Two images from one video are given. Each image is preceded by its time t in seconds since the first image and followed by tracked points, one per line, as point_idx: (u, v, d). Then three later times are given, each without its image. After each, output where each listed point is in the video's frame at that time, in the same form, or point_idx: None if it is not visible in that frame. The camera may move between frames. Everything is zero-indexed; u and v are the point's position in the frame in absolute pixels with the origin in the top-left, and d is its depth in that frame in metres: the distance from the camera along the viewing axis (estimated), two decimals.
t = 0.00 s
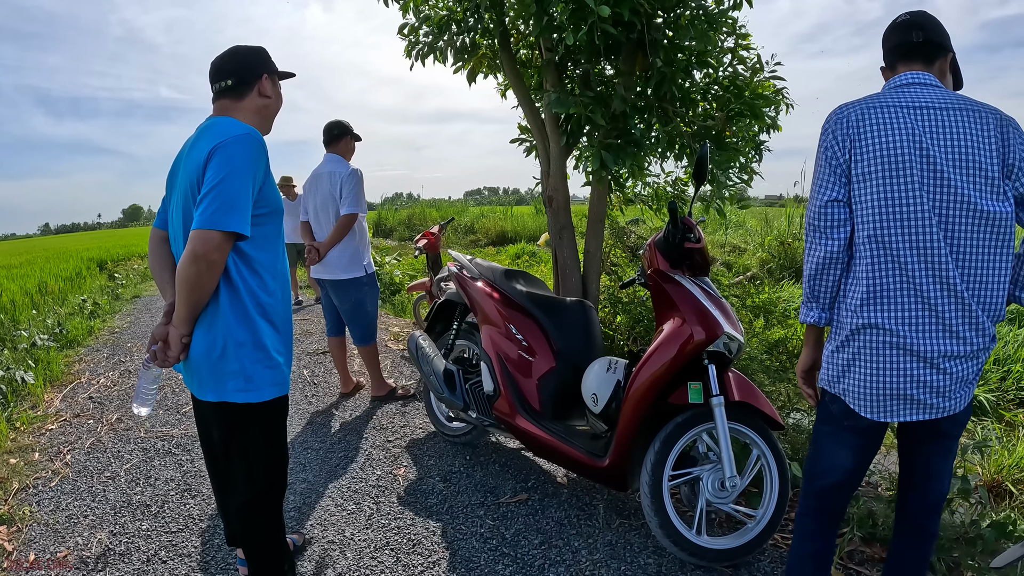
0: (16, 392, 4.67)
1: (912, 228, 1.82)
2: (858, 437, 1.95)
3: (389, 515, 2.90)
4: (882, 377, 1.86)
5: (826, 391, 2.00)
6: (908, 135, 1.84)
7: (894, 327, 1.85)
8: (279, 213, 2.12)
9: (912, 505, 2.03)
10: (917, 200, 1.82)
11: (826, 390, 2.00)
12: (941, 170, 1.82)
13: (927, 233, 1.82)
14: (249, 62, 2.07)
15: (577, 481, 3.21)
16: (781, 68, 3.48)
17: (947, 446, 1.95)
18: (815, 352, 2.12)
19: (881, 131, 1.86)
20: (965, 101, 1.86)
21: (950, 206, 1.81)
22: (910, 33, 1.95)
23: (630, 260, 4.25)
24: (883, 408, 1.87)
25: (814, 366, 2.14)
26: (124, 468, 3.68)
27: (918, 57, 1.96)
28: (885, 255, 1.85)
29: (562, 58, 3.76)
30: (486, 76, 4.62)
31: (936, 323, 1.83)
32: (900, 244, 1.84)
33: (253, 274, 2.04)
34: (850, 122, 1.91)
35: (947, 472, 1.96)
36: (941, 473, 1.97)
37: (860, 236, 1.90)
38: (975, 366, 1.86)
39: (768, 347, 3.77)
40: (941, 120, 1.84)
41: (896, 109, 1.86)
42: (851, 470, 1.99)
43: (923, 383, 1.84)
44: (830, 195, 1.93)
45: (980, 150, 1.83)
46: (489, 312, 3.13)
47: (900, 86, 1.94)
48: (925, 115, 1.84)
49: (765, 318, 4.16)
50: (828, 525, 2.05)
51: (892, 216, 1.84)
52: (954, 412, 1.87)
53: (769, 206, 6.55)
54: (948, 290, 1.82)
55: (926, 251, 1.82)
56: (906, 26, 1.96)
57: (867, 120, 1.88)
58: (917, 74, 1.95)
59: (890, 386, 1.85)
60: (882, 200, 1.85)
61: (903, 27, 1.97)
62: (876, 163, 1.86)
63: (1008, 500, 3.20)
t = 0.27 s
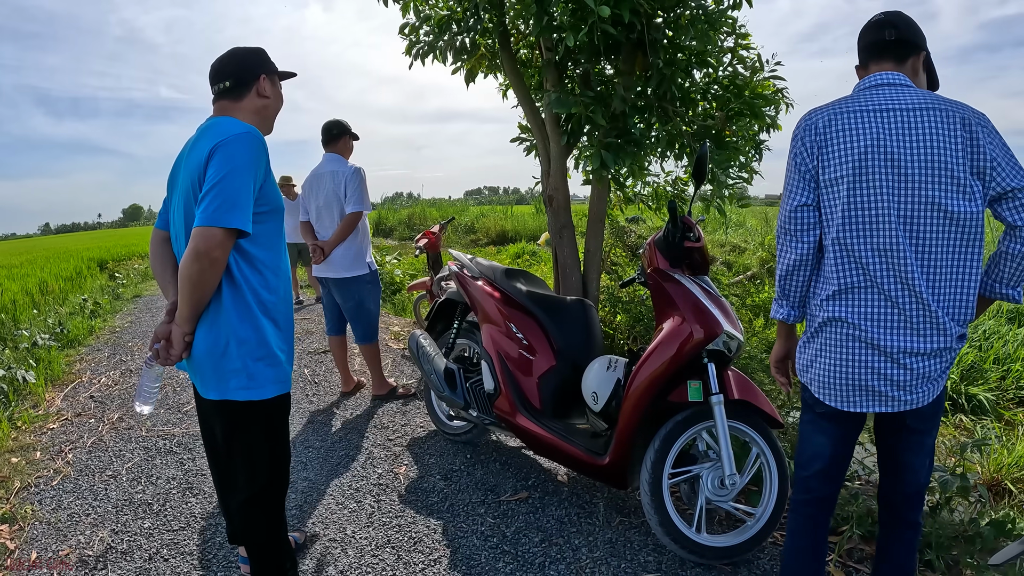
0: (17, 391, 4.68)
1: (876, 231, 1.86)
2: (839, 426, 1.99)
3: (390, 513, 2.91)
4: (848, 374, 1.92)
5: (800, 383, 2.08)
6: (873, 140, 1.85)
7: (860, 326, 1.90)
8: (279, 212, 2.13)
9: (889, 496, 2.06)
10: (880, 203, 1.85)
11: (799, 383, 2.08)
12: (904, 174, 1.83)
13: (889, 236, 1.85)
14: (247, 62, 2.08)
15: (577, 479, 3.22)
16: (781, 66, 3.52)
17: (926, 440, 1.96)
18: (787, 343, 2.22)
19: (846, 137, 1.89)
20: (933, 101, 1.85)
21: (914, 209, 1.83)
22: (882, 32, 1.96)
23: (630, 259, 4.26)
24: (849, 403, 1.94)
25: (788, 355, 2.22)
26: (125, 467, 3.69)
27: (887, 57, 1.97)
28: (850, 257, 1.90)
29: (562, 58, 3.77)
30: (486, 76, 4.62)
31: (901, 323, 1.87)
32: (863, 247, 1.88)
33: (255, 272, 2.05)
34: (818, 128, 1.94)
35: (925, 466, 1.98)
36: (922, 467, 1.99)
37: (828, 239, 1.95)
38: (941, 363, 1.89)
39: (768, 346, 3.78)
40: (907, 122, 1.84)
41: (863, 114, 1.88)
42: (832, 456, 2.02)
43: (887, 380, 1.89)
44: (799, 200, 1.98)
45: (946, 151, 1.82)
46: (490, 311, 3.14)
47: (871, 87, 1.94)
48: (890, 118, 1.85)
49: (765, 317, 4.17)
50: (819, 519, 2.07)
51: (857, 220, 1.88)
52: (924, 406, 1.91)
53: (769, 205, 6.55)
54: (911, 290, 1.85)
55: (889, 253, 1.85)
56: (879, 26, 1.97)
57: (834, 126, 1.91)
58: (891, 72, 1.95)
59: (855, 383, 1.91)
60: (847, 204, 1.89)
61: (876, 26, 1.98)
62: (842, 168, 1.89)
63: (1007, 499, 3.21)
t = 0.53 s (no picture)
0: (20, 390, 4.70)
1: (851, 235, 1.89)
2: (821, 422, 2.01)
3: (392, 511, 2.92)
4: (826, 375, 1.95)
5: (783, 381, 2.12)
6: (849, 145, 1.88)
7: (835, 327, 1.93)
8: (280, 210, 2.13)
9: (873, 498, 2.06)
10: (855, 208, 1.88)
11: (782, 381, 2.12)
12: (880, 178, 1.85)
13: (863, 240, 1.87)
14: (248, 63, 2.09)
15: (578, 478, 3.23)
16: (784, 65, 3.54)
17: (909, 441, 1.96)
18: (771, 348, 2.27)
19: (823, 143, 1.92)
20: (913, 106, 1.85)
21: (889, 213, 1.85)
22: (868, 35, 1.97)
23: (631, 259, 4.27)
24: (829, 404, 1.96)
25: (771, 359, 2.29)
26: (127, 465, 3.70)
27: (873, 61, 1.98)
28: (827, 260, 1.94)
29: (563, 57, 3.77)
30: (487, 75, 4.63)
31: (876, 323, 1.89)
32: (839, 251, 1.91)
33: (257, 271, 2.06)
34: (797, 135, 1.99)
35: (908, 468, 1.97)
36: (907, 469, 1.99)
37: (807, 242, 1.99)
38: (920, 366, 1.89)
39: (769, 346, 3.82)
40: (884, 127, 1.85)
41: (840, 119, 1.91)
42: (818, 453, 2.04)
43: (864, 382, 1.90)
44: (780, 204, 2.03)
45: (924, 155, 1.83)
46: (491, 310, 3.15)
47: (853, 92, 1.96)
48: (868, 123, 1.87)
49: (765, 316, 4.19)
50: (808, 518, 2.07)
51: (833, 224, 1.91)
52: (901, 406, 1.92)
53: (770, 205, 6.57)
54: (886, 294, 1.86)
55: (864, 257, 1.87)
56: (866, 30, 1.97)
57: (813, 132, 1.95)
58: (876, 76, 1.96)
59: (833, 384, 1.94)
60: (824, 209, 1.93)
61: (863, 29, 1.98)
62: (819, 173, 1.93)
63: (1008, 498, 3.22)
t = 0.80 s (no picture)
0: (22, 389, 4.70)
1: (840, 235, 1.90)
2: (816, 420, 2.01)
3: (395, 509, 2.93)
4: (817, 374, 1.96)
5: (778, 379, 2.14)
6: (839, 145, 1.90)
7: (826, 325, 1.94)
8: (285, 208, 2.14)
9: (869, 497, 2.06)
10: (845, 208, 1.89)
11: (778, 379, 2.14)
12: (870, 178, 1.86)
13: (852, 240, 1.88)
14: (251, 61, 2.09)
15: (581, 476, 3.24)
16: (787, 64, 3.58)
17: (905, 440, 1.96)
18: (767, 348, 2.28)
19: (815, 143, 1.94)
20: (905, 105, 1.85)
21: (879, 213, 1.86)
22: (865, 35, 1.97)
23: (633, 258, 4.28)
24: (819, 402, 1.98)
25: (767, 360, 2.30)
26: (131, 464, 3.71)
27: (870, 61, 1.98)
28: (816, 260, 1.96)
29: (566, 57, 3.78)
30: (489, 74, 4.64)
31: (866, 322, 1.89)
32: (828, 250, 1.93)
33: (262, 268, 2.06)
34: (790, 135, 2.01)
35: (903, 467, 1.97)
36: (903, 469, 1.99)
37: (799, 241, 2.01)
38: (910, 366, 1.89)
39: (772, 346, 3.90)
40: (875, 127, 1.86)
41: (832, 120, 1.92)
42: (815, 450, 2.04)
43: (854, 381, 1.91)
44: (774, 205, 2.06)
45: (915, 154, 1.83)
46: (494, 308, 3.16)
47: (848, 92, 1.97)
48: (859, 123, 1.88)
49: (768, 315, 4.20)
50: (806, 515, 2.08)
51: (823, 223, 1.93)
52: (892, 405, 1.92)
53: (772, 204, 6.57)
54: (874, 294, 1.87)
55: (853, 257, 1.88)
56: (863, 30, 1.98)
57: (805, 133, 1.97)
58: (873, 77, 1.96)
59: (824, 382, 1.95)
60: (814, 208, 1.95)
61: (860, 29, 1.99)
62: (811, 173, 1.95)
63: (1010, 497, 3.23)
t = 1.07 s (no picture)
0: (25, 388, 4.71)
1: (839, 239, 1.91)
2: (816, 420, 2.02)
3: (399, 509, 2.94)
4: (818, 375, 1.97)
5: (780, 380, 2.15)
6: (836, 150, 1.90)
7: (825, 328, 1.95)
8: (291, 207, 2.14)
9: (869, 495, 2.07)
10: (843, 212, 1.90)
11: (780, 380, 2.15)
12: (866, 182, 1.87)
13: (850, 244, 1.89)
14: (256, 62, 2.10)
15: (584, 475, 3.24)
16: (786, 64, 3.52)
17: (906, 440, 1.97)
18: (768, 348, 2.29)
19: (812, 149, 1.95)
20: (902, 109, 1.85)
21: (876, 216, 1.86)
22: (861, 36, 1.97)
23: (636, 258, 4.29)
24: (820, 403, 1.98)
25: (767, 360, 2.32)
26: (134, 463, 3.71)
27: (867, 62, 1.98)
28: (815, 264, 1.97)
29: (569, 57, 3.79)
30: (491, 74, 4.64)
31: (865, 325, 1.90)
32: (826, 254, 1.94)
33: (268, 267, 2.07)
34: (787, 141, 2.02)
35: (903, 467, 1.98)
36: (902, 469, 1.99)
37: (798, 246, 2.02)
38: (911, 367, 1.89)
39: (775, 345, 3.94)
40: (872, 131, 1.86)
41: (829, 124, 1.93)
42: (816, 449, 2.05)
43: (853, 382, 1.92)
44: (772, 209, 2.07)
45: (912, 157, 1.83)
46: (497, 308, 3.16)
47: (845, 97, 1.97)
48: (856, 127, 1.88)
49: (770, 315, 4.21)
50: (807, 513, 2.08)
51: (821, 228, 1.94)
52: (893, 406, 1.92)
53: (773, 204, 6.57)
54: (872, 297, 1.87)
55: (851, 260, 1.89)
56: (857, 31, 1.98)
57: (802, 138, 1.98)
58: (869, 79, 1.96)
59: (823, 383, 1.96)
60: (813, 213, 1.95)
61: (855, 31, 1.99)
62: (808, 178, 1.96)
63: (1011, 496, 3.24)
